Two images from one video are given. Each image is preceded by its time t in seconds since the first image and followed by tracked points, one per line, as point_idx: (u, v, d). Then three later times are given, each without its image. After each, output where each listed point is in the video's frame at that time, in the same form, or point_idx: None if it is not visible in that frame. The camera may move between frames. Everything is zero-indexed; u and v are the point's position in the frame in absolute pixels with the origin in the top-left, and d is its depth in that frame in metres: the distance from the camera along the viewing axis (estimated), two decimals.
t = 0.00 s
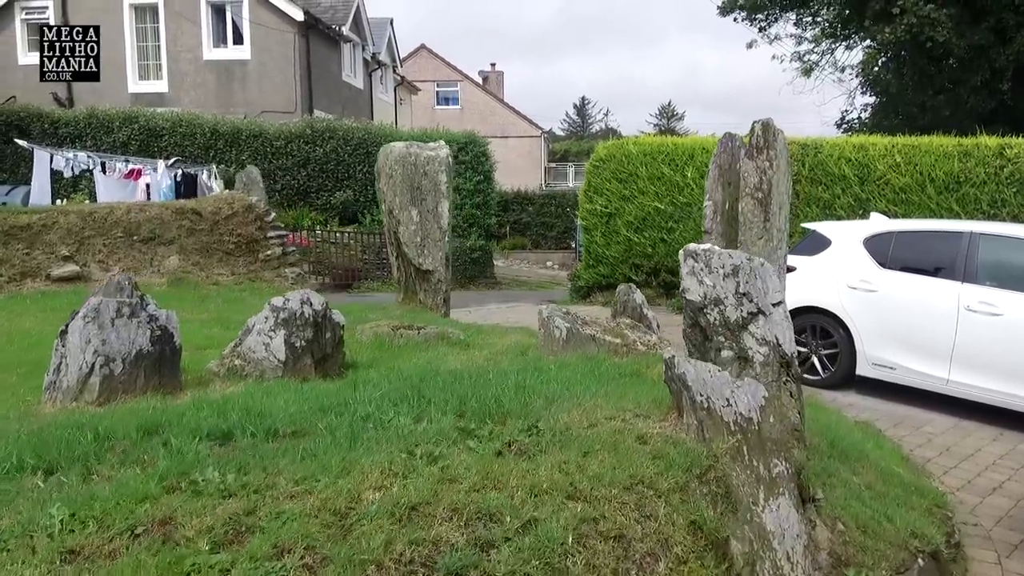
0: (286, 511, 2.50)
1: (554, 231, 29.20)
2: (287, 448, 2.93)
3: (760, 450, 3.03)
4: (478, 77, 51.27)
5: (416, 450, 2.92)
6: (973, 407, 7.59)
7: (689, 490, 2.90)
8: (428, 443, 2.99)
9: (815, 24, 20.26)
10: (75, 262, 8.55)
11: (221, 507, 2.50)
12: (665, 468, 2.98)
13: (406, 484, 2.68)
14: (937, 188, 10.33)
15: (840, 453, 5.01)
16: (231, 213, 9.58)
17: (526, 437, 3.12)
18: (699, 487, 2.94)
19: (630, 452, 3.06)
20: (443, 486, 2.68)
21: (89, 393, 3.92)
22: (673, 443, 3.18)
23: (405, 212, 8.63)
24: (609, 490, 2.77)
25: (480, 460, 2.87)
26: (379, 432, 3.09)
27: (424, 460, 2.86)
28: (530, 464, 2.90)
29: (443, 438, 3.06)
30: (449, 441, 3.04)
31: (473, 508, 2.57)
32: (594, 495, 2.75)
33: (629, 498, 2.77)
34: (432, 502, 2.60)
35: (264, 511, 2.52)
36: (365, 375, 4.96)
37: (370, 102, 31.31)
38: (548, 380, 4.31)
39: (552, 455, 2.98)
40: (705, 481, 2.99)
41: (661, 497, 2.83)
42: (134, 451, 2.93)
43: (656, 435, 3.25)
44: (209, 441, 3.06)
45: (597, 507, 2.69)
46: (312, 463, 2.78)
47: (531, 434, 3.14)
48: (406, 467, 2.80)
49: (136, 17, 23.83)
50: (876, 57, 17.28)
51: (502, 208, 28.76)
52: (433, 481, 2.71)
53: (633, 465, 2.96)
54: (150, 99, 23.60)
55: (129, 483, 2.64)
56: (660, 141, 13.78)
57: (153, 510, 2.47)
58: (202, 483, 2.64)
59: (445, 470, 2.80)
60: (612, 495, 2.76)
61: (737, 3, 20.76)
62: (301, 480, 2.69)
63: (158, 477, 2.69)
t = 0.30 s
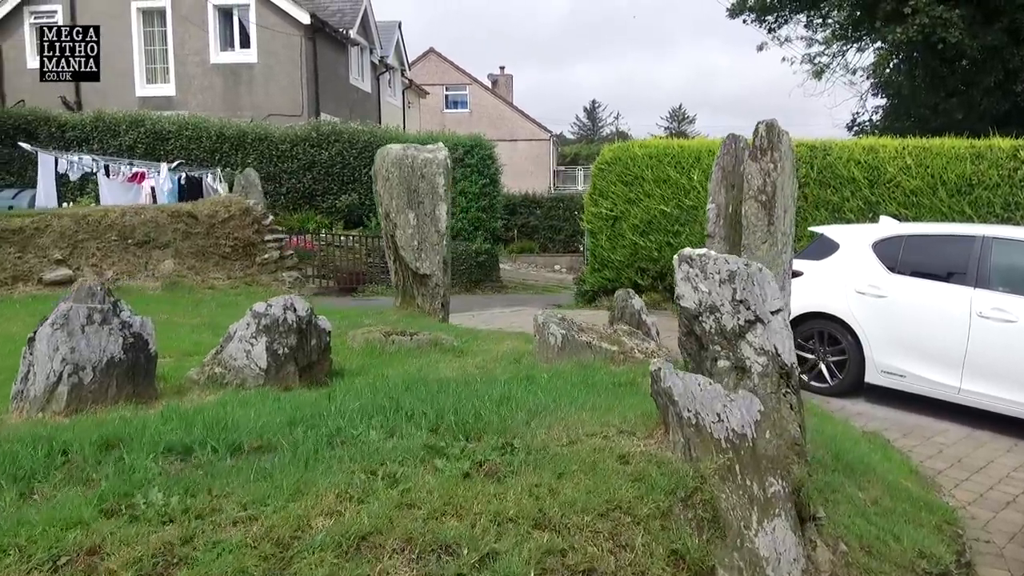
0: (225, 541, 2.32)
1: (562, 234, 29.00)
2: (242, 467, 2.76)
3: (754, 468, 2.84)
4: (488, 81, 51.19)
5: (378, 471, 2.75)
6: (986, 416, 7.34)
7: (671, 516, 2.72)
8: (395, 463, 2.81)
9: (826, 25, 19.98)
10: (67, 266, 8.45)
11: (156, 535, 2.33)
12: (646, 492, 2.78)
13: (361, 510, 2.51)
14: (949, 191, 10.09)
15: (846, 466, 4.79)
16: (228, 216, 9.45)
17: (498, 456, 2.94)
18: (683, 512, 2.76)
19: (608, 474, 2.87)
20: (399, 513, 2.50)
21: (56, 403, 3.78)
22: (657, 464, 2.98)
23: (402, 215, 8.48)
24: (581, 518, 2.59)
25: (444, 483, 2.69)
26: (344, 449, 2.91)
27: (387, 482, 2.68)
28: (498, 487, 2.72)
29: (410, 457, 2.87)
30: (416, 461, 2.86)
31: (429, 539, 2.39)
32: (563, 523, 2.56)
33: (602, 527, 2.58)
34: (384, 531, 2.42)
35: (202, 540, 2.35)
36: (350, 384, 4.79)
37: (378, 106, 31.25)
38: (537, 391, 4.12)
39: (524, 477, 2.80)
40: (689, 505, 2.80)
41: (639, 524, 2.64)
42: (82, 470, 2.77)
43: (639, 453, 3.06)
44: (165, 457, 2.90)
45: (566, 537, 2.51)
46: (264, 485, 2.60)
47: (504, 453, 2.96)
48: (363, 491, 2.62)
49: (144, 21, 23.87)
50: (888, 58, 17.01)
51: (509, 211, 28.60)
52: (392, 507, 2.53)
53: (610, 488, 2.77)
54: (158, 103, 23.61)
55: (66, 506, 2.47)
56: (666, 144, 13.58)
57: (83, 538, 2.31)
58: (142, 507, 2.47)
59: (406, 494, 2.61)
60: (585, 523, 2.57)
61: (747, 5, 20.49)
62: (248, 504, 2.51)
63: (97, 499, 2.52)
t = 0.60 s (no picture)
0: (163, 571, 2.14)
1: (571, 235, 28.80)
2: (200, 485, 2.58)
3: (756, 485, 2.64)
4: (498, 83, 51.06)
5: (343, 491, 2.55)
6: (1003, 424, 7.08)
7: (660, 542, 2.52)
8: (364, 481, 2.63)
9: (839, 25, 19.71)
10: (63, 267, 8.35)
11: (89, 564, 2.15)
12: (633, 515, 2.58)
13: (319, 536, 2.32)
14: (965, 191, 9.86)
15: (856, 478, 4.56)
16: (228, 217, 9.32)
17: (476, 475, 2.74)
18: (675, 537, 2.57)
19: (592, 496, 2.67)
20: (358, 540, 2.31)
21: (27, 410, 3.63)
22: (647, 483, 2.78)
23: (402, 216, 8.32)
24: (559, 546, 2.39)
25: (412, 506, 2.49)
26: (313, 466, 2.73)
27: (353, 503, 2.50)
28: (471, 510, 2.52)
29: (382, 474, 2.68)
30: (386, 478, 2.67)
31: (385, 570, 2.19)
32: (537, 553, 2.36)
33: (583, 556, 2.38)
34: (339, 561, 2.22)
35: (138, 569, 2.16)
36: (338, 390, 4.62)
37: (387, 107, 31.17)
38: (529, 399, 3.93)
39: (501, 499, 2.60)
40: (682, 529, 2.61)
41: (624, 552, 2.44)
42: (31, 487, 2.61)
43: (628, 472, 2.86)
44: (126, 473, 2.74)
45: (539, 568, 2.30)
46: (219, 507, 2.42)
47: (482, 471, 2.77)
48: (324, 514, 2.43)
49: (153, 23, 23.88)
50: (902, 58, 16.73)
51: (518, 213, 28.44)
52: (353, 532, 2.34)
53: (594, 512, 2.57)
54: (166, 104, 23.61)
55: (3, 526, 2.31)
56: (674, 144, 13.38)
57: (12, 565, 2.14)
58: (82, 531, 2.29)
59: (370, 518, 2.42)
60: (562, 552, 2.37)
61: (758, 4, 20.20)
62: (197, 528, 2.33)
63: (37, 521, 2.35)
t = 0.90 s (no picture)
0: None
1: (580, 238, 28.62)
2: (163, 511, 2.44)
3: (758, 508, 2.54)
4: (508, 85, 50.94)
5: (311, 520, 2.40)
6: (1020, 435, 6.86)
7: None
8: (338, 507, 2.48)
9: (851, 26, 19.47)
10: (62, 271, 8.27)
11: None
12: (622, 547, 2.41)
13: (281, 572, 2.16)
14: (980, 195, 9.67)
15: (866, 493, 4.38)
16: (229, 220, 9.25)
17: (457, 502, 2.58)
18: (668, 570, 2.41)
19: (580, 525, 2.50)
20: None
21: (5, 423, 3.54)
22: (639, 511, 2.61)
23: (403, 219, 8.19)
24: None
25: (384, 538, 2.34)
26: (285, 490, 2.58)
27: (322, 533, 2.34)
28: (447, 543, 2.36)
29: (356, 500, 2.53)
30: (359, 506, 2.51)
31: None
32: None
33: None
34: None
35: None
36: (330, 400, 4.49)
37: (396, 110, 31.11)
38: (524, 412, 3.78)
39: (479, 530, 2.43)
40: (676, 562, 2.46)
41: None
42: None
43: (621, 498, 2.68)
44: (92, 495, 2.61)
45: None
46: (178, 537, 2.27)
47: (463, 498, 2.60)
48: (289, 547, 2.28)
49: (163, 25, 23.92)
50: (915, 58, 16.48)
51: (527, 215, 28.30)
52: (316, 567, 2.19)
53: (580, 543, 2.40)
54: (176, 107, 23.65)
55: None
56: (683, 146, 13.21)
57: None
58: (30, 564, 2.16)
59: (337, 551, 2.26)
60: None
61: (769, 5, 19.98)
62: (151, 562, 2.18)
63: None
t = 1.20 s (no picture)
0: None
1: (591, 241, 28.49)
2: (135, 528, 2.36)
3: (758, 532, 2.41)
4: (520, 87, 50.88)
5: (288, 540, 2.30)
6: None
7: None
8: (316, 526, 2.38)
9: (865, 27, 19.26)
10: (66, 274, 8.28)
11: None
12: (611, 573, 2.31)
13: None
14: (995, 198, 9.50)
15: (877, 506, 4.24)
16: (234, 223, 9.15)
17: (442, 521, 2.48)
18: None
19: (569, 547, 2.39)
20: None
21: None
22: (631, 533, 2.51)
23: (408, 222, 8.10)
24: None
25: (362, 560, 2.24)
26: (263, 507, 2.49)
27: (295, 555, 2.23)
28: (428, 566, 2.26)
29: (336, 519, 2.43)
30: (340, 525, 2.41)
31: None
32: None
33: None
34: None
35: None
36: (326, 408, 4.42)
37: (407, 112, 31.10)
38: (521, 423, 3.68)
39: (461, 552, 2.33)
40: None
41: None
42: None
43: (613, 519, 2.57)
44: (68, 511, 2.54)
45: None
46: (145, 558, 2.18)
47: (449, 517, 2.50)
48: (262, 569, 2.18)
49: (175, 29, 24.02)
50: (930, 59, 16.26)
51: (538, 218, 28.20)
52: None
53: (567, 567, 2.30)
54: (187, 110, 23.73)
55: None
56: (693, 148, 13.08)
57: None
58: None
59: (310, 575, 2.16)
60: None
61: (781, 6, 19.79)
62: None
63: None
